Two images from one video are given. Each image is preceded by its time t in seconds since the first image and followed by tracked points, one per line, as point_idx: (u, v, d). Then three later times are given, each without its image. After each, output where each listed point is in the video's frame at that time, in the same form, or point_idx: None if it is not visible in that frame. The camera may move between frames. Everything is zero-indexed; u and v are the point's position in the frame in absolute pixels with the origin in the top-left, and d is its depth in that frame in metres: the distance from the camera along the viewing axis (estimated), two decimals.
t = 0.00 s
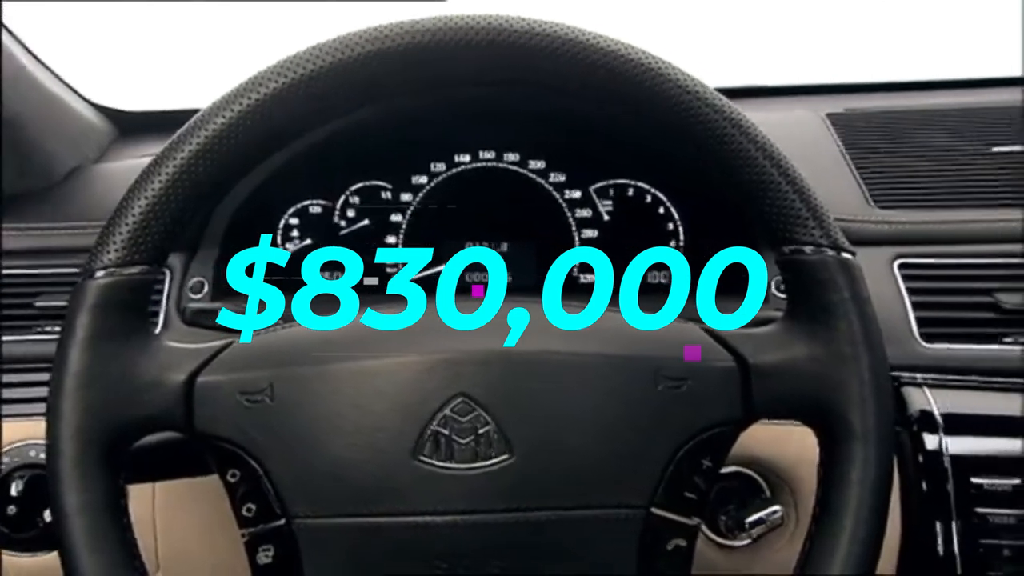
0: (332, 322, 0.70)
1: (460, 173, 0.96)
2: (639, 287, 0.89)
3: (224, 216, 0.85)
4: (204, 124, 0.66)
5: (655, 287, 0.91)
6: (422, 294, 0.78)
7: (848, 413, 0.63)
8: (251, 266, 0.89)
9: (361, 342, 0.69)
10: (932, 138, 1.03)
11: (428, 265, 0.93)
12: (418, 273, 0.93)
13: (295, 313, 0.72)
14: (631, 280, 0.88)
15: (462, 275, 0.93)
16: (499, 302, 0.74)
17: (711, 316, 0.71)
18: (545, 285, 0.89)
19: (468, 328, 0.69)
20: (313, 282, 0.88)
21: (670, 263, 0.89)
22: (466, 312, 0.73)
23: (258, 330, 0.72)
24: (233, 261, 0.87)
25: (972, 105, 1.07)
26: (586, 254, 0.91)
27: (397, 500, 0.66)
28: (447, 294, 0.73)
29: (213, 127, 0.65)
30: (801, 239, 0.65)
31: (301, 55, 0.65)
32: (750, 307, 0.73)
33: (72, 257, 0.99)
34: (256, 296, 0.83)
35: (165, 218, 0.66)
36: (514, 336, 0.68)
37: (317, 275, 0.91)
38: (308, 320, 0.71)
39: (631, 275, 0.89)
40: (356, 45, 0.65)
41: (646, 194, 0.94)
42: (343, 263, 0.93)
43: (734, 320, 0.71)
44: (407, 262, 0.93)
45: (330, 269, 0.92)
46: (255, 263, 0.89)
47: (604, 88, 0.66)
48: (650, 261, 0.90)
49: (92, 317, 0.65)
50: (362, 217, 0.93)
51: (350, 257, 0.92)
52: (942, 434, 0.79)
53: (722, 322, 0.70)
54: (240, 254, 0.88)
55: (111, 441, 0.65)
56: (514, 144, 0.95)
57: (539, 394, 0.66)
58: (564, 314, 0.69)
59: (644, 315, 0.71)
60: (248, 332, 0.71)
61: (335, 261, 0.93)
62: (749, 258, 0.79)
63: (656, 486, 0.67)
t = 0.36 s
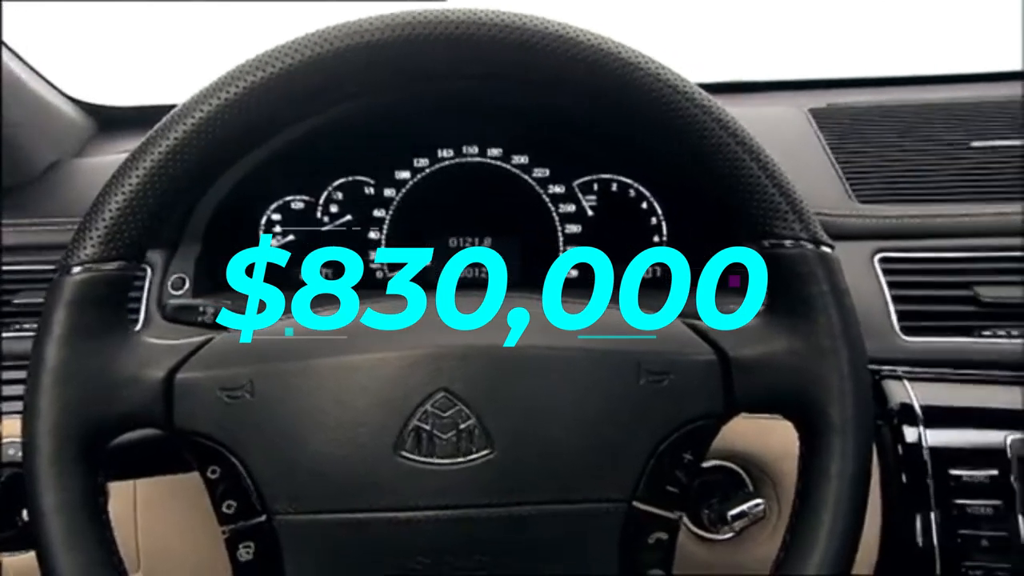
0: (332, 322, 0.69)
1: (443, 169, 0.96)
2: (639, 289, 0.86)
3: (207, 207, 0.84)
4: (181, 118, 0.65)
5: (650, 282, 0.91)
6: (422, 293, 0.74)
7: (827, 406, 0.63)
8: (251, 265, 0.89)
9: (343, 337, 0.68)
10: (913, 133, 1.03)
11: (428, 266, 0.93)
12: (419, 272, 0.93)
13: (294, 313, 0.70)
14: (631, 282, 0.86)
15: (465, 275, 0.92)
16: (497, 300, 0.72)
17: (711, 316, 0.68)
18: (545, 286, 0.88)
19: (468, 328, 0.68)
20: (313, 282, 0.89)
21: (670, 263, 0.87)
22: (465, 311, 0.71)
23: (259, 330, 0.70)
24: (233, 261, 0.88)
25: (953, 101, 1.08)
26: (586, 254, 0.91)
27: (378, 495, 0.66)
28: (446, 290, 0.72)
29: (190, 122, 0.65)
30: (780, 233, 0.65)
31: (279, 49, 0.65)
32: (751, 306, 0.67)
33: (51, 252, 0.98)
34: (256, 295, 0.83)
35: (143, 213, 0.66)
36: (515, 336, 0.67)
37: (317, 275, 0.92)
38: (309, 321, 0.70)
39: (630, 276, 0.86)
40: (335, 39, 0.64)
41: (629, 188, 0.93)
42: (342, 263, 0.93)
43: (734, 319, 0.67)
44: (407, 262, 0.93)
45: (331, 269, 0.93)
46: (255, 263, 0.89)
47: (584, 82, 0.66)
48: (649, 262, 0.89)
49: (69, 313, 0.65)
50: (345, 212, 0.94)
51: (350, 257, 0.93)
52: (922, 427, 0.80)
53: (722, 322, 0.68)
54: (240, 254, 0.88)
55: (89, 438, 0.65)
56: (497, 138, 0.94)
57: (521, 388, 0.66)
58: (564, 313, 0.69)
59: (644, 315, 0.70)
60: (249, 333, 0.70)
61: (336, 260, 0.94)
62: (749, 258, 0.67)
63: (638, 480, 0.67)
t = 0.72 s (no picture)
0: (332, 322, 0.68)
1: (424, 162, 0.95)
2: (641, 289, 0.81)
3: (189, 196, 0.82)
4: (154, 112, 0.64)
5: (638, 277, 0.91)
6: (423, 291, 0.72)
7: (804, 397, 0.64)
8: (251, 265, 0.89)
9: (322, 331, 0.68)
10: (891, 126, 1.03)
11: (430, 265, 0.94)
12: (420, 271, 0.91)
13: (294, 312, 0.69)
14: (631, 281, 0.80)
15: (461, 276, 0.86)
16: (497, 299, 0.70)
17: (711, 316, 0.67)
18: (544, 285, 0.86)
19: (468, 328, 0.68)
20: (312, 280, 0.87)
21: (670, 263, 0.80)
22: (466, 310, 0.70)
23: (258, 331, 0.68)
24: (233, 260, 0.88)
25: (930, 95, 1.09)
26: (586, 254, 0.86)
27: (357, 490, 0.66)
28: (446, 284, 0.71)
29: (162, 116, 0.64)
30: (757, 225, 0.66)
31: (253, 42, 0.64)
32: (751, 307, 0.66)
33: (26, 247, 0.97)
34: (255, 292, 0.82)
35: (116, 208, 0.65)
36: (515, 336, 0.67)
37: (317, 275, 0.91)
38: (308, 320, 0.68)
39: (631, 274, 0.80)
40: (310, 32, 0.64)
41: (610, 182, 0.94)
42: (343, 262, 0.92)
43: (734, 320, 0.66)
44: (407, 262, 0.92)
45: (331, 269, 0.94)
46: (255, 263, 0.89)
47: (561, 76, 0.66)
48: (650, 262, 0.82)
49: (41, 308, 0.64)
50: (325, 206, 0.94)
51: (350, 257, 0.92)
52: (899, 418, 0.81)
53: (722, 322, 0.67)
54: (239, 254, 0.88)
55: (62, 434, 0.64)
56: (475, 131, 0.93)
57: (501, 381, 0.66)
58: (564, 313, 0.68)
59: (646, 315, 0.69)
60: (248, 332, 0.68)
61: (334, 260, 0.93)
62: (748, 257, 0.66)
63: (616, 472, 0.67)
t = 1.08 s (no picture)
0: (332, 322, 0.67)
1: (405, 155, 0.95)
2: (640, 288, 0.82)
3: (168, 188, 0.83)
4: (128, 102, 0.64)
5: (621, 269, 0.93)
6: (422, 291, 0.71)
7: (782, 387, 0.64)
8: (251, 266, 0.90)
9: (300, 324, 0.67)
10: (870, 119, 1.04)
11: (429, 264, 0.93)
12: (420, 271, 0.92)
13: (294, 312, 0.68)
14: (631, 280, 0.81)
15: (460, 276, 0.85)
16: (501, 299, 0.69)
17: (711, 316, 0.67)
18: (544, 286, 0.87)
19: (467, 328, 0.67)
20: (312, 280, 0.88)
21: (669, 263, 0.82)
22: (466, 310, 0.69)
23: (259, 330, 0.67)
24: (233, 261, 0.89)
25: (909, 88, 1.09)
26: (586, 254, 0.87)
27: (335, 483, 0.65)
28: (446, 281, 0.71)
29: (135, 108, 0.64)
30: (735, 216, 0.66)
31: (228, 31, 0.64)
32: (751, 307, 0.65)
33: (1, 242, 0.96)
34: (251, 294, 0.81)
35: (89, 199, 0.64)
36: (515, 336, 0.67)
37: (316, 275, 0.91)
38: (308, 320, 0.67)
39: (630, 275, 0.82)
40: (286, 21, 0.63)
41: (591, 174, 0.93)
42: (343, 263, 0.92)
43: (733, 320, 0.66)
44: (407, 262, 0.93)
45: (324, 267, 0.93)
46: (255, 263, 0.90)
47: (540, 67, 0.66)
48: (649, 262, 0.85)
49: (14, 301, 0.63)
50: (305, 199, 0.94)
51: (349, 257, 0.91)
52: (878, 408, 0.82)
53: (722, 322, 0.66)
54: (239, 254, 0.89)
55: (37, 429, 0.63)
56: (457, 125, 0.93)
57: (481, 374, 0.66)
58: (564, 313, 0.68)
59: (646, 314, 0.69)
60: (248, 332, 0.67)
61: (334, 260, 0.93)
62: (748, 257, 0.66)
63: (596, 463, 0.67)
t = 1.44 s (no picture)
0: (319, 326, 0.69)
1: (385, 145, 0.94)
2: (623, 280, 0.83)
3: (151, 170, 0.84)
4: (101, 90, 0.63)
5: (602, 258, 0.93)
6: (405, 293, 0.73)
7: (760, 376, 0.64)
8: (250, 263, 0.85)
9: (277, 316, 0.67)
10: (849, 109, 1.04)
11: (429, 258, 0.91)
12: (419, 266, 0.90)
13: (278, 306, 0.67)
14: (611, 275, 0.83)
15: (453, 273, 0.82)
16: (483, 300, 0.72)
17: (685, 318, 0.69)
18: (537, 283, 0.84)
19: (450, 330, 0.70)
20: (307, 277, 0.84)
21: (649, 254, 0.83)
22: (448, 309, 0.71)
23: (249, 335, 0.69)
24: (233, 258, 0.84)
25: (887, 79, 1.10)
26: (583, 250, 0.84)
27: (313, 475, 0.65)
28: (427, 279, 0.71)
29: (108, 96, 0.63)
30: (714, 205, 0.66)
31: (202, 19, 0.63)
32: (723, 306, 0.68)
33: None
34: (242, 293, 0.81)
35: (61, 189, 0.63)
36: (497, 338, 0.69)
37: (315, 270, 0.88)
38: (286, 311, 0.67)
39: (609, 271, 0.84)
40: (261, 9, 0.62)
41: (573, 165, 0.94)
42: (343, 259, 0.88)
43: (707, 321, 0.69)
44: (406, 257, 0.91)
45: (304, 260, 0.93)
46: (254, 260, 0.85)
47: (517, 56, 0.66)
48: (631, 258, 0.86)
49: None
50: (285, 190, 0.93)
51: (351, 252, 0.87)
52: (856, 396, 0.82)
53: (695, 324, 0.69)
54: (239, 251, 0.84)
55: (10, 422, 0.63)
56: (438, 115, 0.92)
57: (460, 363, 0.66)
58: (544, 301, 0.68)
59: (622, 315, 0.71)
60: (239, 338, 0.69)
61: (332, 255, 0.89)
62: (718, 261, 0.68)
63: (575, 453, 0.67)
